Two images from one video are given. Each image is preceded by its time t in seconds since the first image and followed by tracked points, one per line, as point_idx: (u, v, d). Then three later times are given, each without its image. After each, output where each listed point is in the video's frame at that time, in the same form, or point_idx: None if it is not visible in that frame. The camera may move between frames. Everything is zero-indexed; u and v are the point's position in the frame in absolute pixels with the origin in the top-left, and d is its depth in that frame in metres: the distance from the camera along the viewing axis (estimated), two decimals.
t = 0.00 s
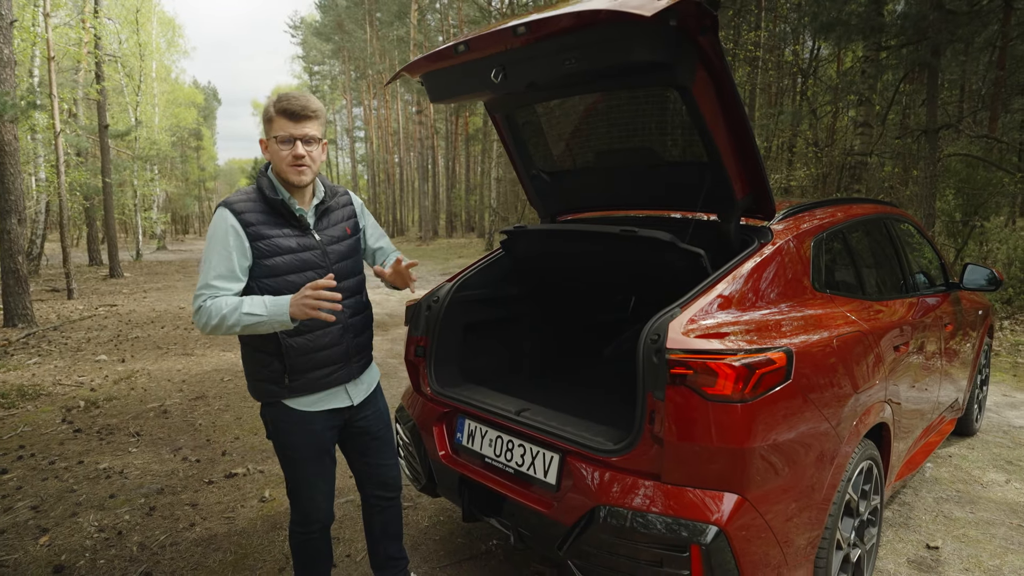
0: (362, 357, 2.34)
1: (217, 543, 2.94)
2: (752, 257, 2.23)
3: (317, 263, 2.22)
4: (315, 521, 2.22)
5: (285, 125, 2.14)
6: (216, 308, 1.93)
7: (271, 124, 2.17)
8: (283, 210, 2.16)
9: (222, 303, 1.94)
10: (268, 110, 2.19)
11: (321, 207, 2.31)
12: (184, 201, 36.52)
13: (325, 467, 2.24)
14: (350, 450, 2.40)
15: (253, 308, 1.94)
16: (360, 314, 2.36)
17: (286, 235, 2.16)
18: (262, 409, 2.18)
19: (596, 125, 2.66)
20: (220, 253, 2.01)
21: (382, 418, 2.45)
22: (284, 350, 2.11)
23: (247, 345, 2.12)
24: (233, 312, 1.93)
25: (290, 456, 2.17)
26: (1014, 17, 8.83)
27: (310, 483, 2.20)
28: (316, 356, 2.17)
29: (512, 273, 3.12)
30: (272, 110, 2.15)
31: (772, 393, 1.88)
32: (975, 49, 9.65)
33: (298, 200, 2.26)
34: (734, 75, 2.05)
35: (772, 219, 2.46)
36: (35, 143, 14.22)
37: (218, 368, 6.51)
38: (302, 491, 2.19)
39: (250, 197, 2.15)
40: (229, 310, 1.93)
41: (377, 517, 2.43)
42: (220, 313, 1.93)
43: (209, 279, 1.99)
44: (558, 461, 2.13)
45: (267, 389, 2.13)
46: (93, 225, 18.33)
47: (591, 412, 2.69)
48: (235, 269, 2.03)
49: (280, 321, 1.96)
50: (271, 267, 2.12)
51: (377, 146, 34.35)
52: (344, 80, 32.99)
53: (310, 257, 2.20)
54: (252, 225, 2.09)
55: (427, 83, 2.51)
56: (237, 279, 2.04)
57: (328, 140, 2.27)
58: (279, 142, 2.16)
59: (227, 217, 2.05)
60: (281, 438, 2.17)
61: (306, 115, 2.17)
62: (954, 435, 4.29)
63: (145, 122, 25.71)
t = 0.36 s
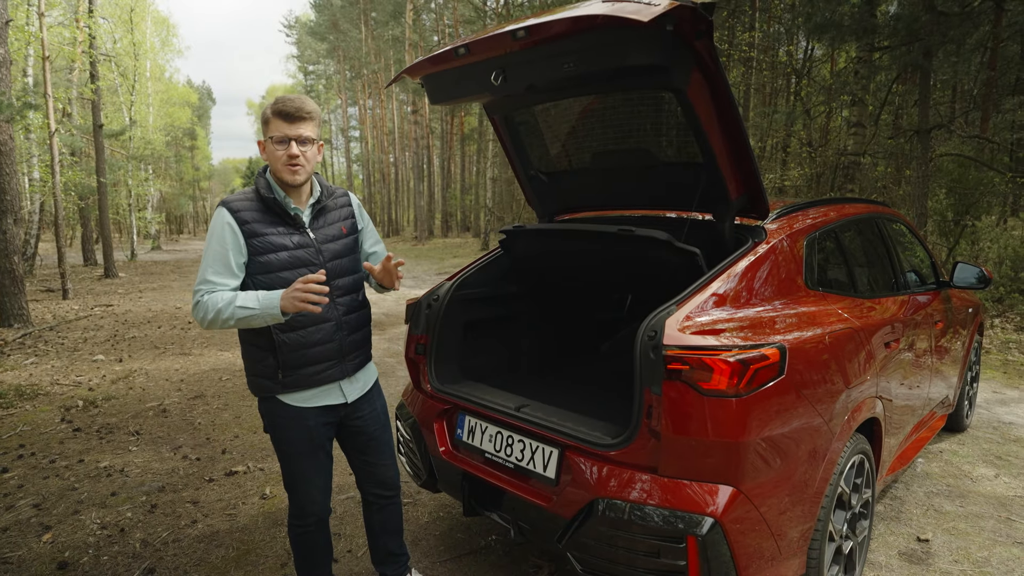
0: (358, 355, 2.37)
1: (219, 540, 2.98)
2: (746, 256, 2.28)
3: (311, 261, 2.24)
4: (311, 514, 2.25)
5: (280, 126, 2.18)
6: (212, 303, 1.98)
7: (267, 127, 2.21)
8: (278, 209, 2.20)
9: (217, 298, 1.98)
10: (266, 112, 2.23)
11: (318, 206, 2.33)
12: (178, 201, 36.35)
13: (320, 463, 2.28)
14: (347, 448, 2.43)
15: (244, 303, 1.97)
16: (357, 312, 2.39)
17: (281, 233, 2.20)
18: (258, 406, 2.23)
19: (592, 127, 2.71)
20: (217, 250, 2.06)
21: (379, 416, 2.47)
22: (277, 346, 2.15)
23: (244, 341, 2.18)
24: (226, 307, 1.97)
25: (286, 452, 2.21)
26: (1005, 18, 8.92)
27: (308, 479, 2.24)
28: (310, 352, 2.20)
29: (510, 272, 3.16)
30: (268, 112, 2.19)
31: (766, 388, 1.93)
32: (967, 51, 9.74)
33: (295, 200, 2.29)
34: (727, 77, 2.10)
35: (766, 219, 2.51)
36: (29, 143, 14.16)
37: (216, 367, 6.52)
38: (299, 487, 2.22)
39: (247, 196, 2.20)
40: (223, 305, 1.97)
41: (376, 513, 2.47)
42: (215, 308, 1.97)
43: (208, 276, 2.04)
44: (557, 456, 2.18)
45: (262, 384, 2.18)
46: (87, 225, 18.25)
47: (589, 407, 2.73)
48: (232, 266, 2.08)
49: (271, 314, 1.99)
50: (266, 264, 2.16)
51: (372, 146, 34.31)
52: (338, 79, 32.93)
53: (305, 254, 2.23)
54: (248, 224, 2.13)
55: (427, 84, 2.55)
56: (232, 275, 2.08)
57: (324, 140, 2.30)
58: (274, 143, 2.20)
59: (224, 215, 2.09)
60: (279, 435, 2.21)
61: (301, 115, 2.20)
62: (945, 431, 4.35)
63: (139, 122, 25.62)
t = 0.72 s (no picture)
0: (352, 356, 2.38)
1: (216, 540, 2.99)
2: (738, 258, 2.31)
3: (307, 263, 2.26)
4: (305, 511, 2.28)
5: (280, 132, 2.20)
6: (210, 304, 2.01)
7: (268, 133, 2.23)
8: (277, 212, 2.22)
9: (214, 299, 2.01)
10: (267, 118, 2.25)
11: (315, 211, 2.35)
12: (170, 201, 36.12)
13: (313, 461, 2.30)
14: (342, 448, 2.46)
15: (240, 304, 2.00)
16: (352, 314, 2.40)
17: (278, 236, 2.22)
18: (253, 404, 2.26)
19: (586, 129, 2.75)
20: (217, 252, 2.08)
21: (373, 416, 2.50)
22: (271, 346, 2.17)
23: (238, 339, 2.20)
24: (222, 308, 1.99)
25: (280, 450, 2.24)
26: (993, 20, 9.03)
27: (302, 478, 2.26)
28: (303, 353, 2.22)
29: (505, 273, 3.18)
30: (269, 118, 2.21)
31: (757, 387, 1.96)
32: (955, 54, 9.87)
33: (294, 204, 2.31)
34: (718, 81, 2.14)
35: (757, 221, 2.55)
36: (20, 143, 14.07)
37: (210, 369, 6.52)
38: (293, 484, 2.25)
39: (247, 200, 2.22)
40: (219, 306, 1.99)
41: (371, 512, 2.49)
42: (213, 308, 2.00)
43: (206, 278, 2.07)
44: (552, 455, 2.21)
45: (256, 383, 2.20)
46: (79, 226, 18.15)
47: (584, 407, 2.76)
48: (231, 268, 2.10)
49: (264, 315, 2.01)
50: (262, 266, 2.17)
51: (365, 146, 34.25)
52: (332, 79, 32.85)
53: (301, 257, 2.25)
54: (246, 226, 2.15)
55: (423, 87, 2.58)
56: (229, 276, 2.10)
57: (323, 146, 2.32)
58: (274, 148, 2.22)
59: (223, 217, 2.11)
60: (273, 433, 2.23)
61: (300, 121, 2.23)
62: (934, 429, 4.41)
63: (131, 122, 25.48)
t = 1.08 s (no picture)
0: (349, 358, 2.38)
1: (209, 543, 2.98)
2: (730, 260, 2.33)
3: (307, 266, 2.26)
4: (302, 511, 2.28)
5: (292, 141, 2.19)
6: (217, 306, 2.00)
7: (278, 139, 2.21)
8: (279, 215, 2.21)
9: (223, 301, 2.00)
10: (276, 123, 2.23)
11: (316, 215, 2.35)
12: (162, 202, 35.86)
13: (310, 462, 2.29)
14: (336, 450, 2.45)
15: (249, 308, 2.00)
16: (349, 317, 2.40)
17: (281, 238, 2.21)
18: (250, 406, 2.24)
19: (580, 131, 2.75)
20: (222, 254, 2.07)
21: (369, 416, 2.50)
22: (271, 347, 2.16)
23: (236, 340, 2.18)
24: (232, 310, 1.99)
25: (278, 450, 2.23)
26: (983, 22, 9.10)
27: (298, 478, 2.26)
28: (304, 354, 2.21)
29: (499, 274, 3.19)
30: (279, 125, 2.19)
31: (750, 388, 1.98)
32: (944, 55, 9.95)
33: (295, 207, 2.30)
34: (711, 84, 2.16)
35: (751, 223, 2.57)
36: (9, 143, 13.92)
37: (203, 370, 6.48)
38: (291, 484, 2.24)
39: (249, 201, 2.21)
40: (228, 309, 1.99)
41: (367, 513, 2.49)
42: (221, 310, 1.99)
43: (212, 279, 2.05)
44: (547, 457, 2.21)
45: (255, 385, 2.18)
46: (69, 227, 18.00)
47: (579, 408, 2.77)
48: (236, 270, 2.10)
49: (275, 319, 2.03)
50: (265, 267, 2.17)
51: (358, 146, 34.15)
52: (324, 79, 32.71)
53: (302, 260, 2.25)
54: (250, 227, 2.14)
55: (416, 89, 2.58)
56: (234, 278, 2.09)
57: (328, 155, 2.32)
58: (283, 155, 2.20)
59: (227, 218, 2.10)
60: (271, 434, 2.22)
61: (312, 131, 2.23)
62: (925, 429, 4.45)
63: (122, 122, 25.29)
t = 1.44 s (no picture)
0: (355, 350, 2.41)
1: (201, 547, 2.94)
2: (725, 260, 2.32)
3: (322, 267, 2.26)
4: (309, 514, 2.25)
5: (325, 155, 2.19)
6: (304, 302, 1.99)
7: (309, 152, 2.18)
8: (293, 217, 2.17)
9: (310, 297, 2.00)
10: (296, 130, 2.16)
11: (317, 217, 2.33)
12: (154, 202, 35.60)
13: (324, 460, 2.25)
14: (338, 446, 2.42)
15: (339, 300, 2.05)
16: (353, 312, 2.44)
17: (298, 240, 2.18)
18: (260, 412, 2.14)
19: (574, 129, 2.73)
20: (265, 254, 2.01)
21: (365, 413, 2.48)
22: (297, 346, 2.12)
23: (250, 342, 2.06)
24: (325, 304, 2.02)
25: (290, 451, 2.16)
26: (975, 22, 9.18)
27: (304, 479, 2.21)
28: (326, 350, 2.21)
29: (493, 274, 3.17)
30: (309, 137, 2.14)
31: (745, 388, 1.97)
32: (937, 56, 10.01)
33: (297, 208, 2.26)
34: (706, 85, 2.16)
35: (744, 222, 2.56)
36: None
37: (195, 371, 6.43)
38: (300, 484, 2.20)
39: (254, 204, 2.12)
40: (318, 304, 2.01)
41: (366, 514, 2.45)
42: (311, 306, 1.99)
43: (273, 280, 1.98)
44: (541, 458, 2.20)
45: (277, 389, 2.10)
46: (59, 227, 17.83)
47: (572, 408, 2.76)
48: (282, 269, 2.05)
49: (365, 307, 2.10)
50: (293, 268, 2.12)
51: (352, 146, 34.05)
52: (318, 78, 32.61)
53: (318, 259, 2.24)
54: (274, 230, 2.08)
55: (410, 88, 2.55)
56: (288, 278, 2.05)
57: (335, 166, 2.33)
58: (311, 167, 2.18)
59: (249, 222, 2.01)
60: (285, 436, 2.14)
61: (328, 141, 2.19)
62: (918, 428, 4.46)
63: (113, 121, 25.11)
